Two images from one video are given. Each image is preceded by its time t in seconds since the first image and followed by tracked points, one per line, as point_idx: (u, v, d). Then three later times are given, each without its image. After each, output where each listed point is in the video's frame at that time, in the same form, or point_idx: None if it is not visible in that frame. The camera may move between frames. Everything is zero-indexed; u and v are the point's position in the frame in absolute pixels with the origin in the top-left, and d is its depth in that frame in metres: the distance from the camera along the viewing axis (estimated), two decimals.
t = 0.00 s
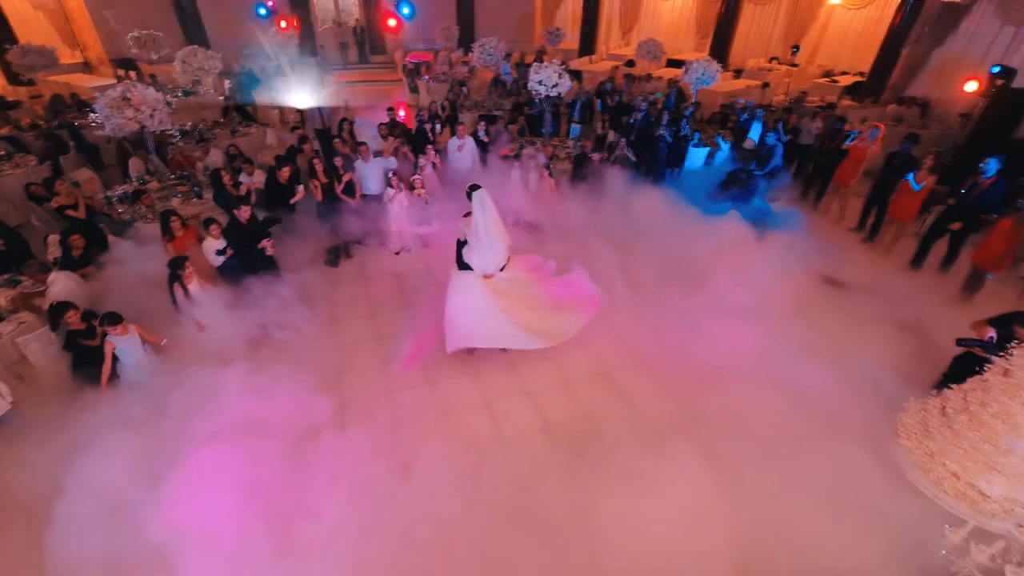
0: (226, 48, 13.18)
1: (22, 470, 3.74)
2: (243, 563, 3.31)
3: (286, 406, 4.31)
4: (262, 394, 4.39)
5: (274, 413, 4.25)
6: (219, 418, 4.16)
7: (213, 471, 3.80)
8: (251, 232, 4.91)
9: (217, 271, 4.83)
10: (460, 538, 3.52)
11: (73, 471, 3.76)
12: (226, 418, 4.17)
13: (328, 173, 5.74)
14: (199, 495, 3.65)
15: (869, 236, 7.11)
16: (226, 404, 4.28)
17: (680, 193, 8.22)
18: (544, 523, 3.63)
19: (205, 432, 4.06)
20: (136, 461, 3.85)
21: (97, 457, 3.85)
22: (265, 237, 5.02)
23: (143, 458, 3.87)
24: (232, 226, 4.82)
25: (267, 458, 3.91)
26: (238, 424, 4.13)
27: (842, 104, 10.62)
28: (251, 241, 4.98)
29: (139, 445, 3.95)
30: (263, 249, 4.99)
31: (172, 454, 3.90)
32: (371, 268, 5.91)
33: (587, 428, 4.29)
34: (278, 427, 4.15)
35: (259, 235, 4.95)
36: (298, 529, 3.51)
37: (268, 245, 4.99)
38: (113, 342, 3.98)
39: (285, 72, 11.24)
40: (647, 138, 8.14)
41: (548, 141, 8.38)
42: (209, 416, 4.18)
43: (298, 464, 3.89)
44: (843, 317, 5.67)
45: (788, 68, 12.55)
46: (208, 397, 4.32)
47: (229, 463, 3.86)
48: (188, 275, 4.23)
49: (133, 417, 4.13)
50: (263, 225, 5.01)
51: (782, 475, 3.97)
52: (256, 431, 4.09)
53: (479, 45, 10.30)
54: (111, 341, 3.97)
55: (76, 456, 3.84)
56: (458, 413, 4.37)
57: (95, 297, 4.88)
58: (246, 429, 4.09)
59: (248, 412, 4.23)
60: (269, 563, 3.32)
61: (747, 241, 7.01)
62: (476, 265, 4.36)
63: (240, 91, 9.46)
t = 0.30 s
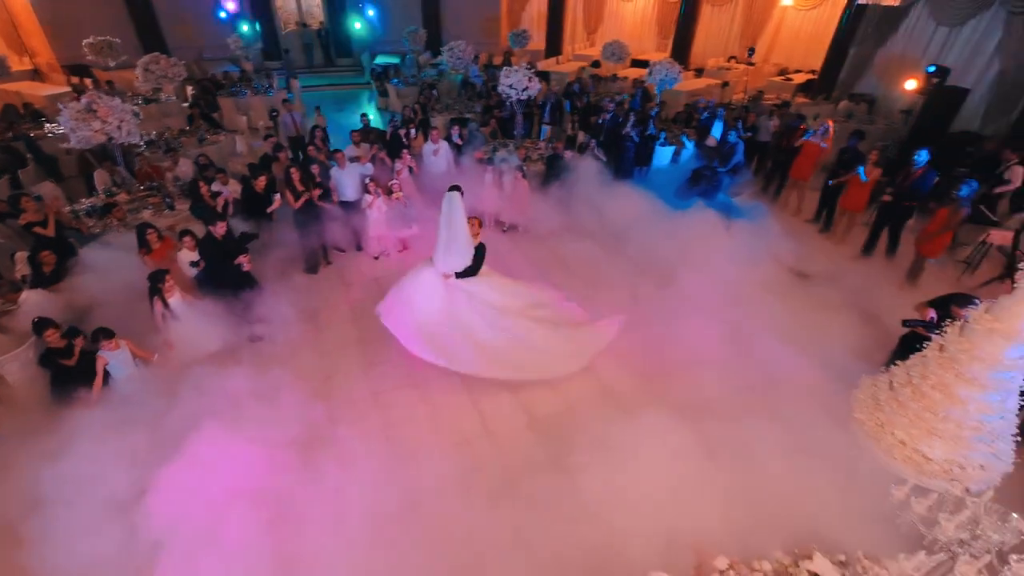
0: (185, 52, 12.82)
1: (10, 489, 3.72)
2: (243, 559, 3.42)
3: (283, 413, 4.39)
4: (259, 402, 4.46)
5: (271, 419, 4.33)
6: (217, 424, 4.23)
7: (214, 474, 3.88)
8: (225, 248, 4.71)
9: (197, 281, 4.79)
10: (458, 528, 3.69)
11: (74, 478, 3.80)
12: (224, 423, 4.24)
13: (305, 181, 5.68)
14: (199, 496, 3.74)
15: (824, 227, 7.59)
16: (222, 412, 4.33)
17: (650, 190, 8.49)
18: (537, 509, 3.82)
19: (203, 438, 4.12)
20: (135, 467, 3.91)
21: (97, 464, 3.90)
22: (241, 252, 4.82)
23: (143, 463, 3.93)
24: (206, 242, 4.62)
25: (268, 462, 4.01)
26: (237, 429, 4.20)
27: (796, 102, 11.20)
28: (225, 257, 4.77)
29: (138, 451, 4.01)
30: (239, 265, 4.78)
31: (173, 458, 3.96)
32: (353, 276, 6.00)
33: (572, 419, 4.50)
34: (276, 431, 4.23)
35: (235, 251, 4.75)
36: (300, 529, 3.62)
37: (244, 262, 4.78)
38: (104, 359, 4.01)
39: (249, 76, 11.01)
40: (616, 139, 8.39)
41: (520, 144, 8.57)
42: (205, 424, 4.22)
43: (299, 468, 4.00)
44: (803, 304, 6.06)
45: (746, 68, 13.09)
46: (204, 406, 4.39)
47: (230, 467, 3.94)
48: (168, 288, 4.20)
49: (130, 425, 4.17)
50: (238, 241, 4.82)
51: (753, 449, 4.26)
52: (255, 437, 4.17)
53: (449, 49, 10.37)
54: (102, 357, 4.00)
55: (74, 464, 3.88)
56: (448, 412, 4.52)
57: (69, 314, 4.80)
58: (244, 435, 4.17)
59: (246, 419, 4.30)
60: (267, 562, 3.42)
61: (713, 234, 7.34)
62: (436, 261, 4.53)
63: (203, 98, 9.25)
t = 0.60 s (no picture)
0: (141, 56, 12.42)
1: None
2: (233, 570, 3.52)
3: (274, 425, 4.46)
4: (251, 415, 4.51)
5: (264, 430, 4.41)
6: (208, 437, 4.26)
7: (207, 484, 3.95)
8: (200, 264, 4.66)
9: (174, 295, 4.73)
10: (449, 524, 3.85)
11: (67, 490, 3.87)
12: (216, 434, 4.28)
13: (279, 191, 5.65)
14: (193, 506, 3.82)
15: (783, 220, 8.01)
16: (212, 424, 4.36)
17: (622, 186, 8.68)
18: (525, 499, 4.01)
19: (194, 451, 4.16)
20: (128, 478, 3.97)
21: (89, 476, 3.96)
22: (215, 268, 4.78)
23: (134, 474, 3.99)
24: (179, 258, 4.55)
25: (261, 472, 4.10)
26: (229, 441, 4.26)
27: (754, 100, 11.72)
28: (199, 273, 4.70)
29: (129, 463, 4.06)
30: (213, 282, 4.73)
31: (164, 469, 4.02)
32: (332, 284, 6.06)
33: (556, 412, 4.68)
34: (267, 443, 4.31)
35: (210, 267, 4.73)
36: (290, 539, 3.72)
37: (219, 278, 4.74)
38: (99, 380, 3.86)
39: (212, 80, 10.75)
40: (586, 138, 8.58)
41: (493, 147, 8.71)
42: (195, 437, 4.25)
43: (291, 478, 4.09)
44: (768, 292, 6.40)
45: (707, 67, 13.55)
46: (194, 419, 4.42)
47: (223, 477, 4.01)
48: (146, 303, 4.12)
49: (120, 439, 4.20)
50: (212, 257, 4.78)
51: (725, 430, 4.53)
52: (248, 447, 4.25)
53: (418, 53, 10.34)
54: (98, 377, 3.85)
55: (67, 476, 3.94)
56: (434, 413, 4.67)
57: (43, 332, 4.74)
58: (236, 446, 4.24)
59: (237, 431, 4.35)
60: (260, 569, 3.54)
61: (683, 230, 7.65)
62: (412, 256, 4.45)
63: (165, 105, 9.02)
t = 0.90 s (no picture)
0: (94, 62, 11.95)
1: None
2: None
3: (263, 435, 4.49)
4: (239, 426, 4.53)
5: (253, 439, 4.44)
6: (195, 449, 4.26)
7: (195, 495, 3.95)
8: (171, 282, 4.51)
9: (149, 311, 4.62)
10: (442, 520, 3.98)
11: (59, 507, 3.87)
12: (206, 445, 4.31)
13: (253, 201, 5.59)
14: (182, 517, 3.83)
15: (747, 214, 8.37)
16: (199, 437, 4.35)
17: (596, 187, 8.81)
18: (517, 491, 4.15)
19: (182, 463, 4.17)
20: (121, 492, 3.98)
21: (76, 492, 3.95)
22: (187, 285, 4.63)
23: (126, 488, 4.00)
24: (149, 277, 4.43)
25: (251, 481, 4.13)
26: (217, 452, 4.28)
27: (716, 98, 12.16)
28: (171, 291, 4.57)
29: (116, 478, 4.06)
30: (186, 299, 4.61)
31: (151, 482, 4.02)
32: (312, 292, 6.05)
33: (539, 408, 4.84)
34: (257, 453, 4.34)
35: (181, 285, 4.57)
36: (282, 546, 3.78)
37: (192, 296, 4.63)
38: (83, 402, 3.73)
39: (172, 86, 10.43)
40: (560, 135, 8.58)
41: (466, 149, 8.79)
42: (183, 449, 4.26)
43: (284, 484, 4.15)
44: (737, 283, 6.68)
45: (670, 66, 13.95)
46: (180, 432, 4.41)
47: (211, 487, 4.02)
48: (122, 322, 4.02)
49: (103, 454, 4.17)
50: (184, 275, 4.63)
51: (702, 416, 4.76)
52: (237, 457, 4.28)
53: (386, 57, 10.27)
54: (82, 399, 3.72)
55: (58, 493, 3.93)
56: (422, 416, 4.76)
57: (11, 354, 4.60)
58: (225, 457, 4.26)
59: (225, 443, 4.37)
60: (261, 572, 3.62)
61: (654, 226, 7.89)
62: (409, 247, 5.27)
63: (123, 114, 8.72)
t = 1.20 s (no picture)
0: (41, 69, 11.39)
1: None
2: None
3: (246, 450, 4.47)
4: (219, 444, 4.50)
5: (238, 456, 4.42)
6: (177, 470, 4.21)
7: (179, 516, 3.92)
8: (141, 301, 4.38)
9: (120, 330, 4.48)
10: (436, 520, 4.07)
11: (50, 531, 3.84)
12: (196, 461, 4.32)
13: (225, 213, 5.51)
14: (166, 538, 3.80)
15: (713, 209, 8.69)
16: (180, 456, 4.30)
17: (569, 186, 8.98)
18: (508, 488, 4.28)
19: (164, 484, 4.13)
20: (111, 512, 3.96)
21: (67, 515, 3.93)
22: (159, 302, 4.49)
23: (117, 508, 3.98)
24: (116, 296, 4.30)
25: (244, 493, 4.15)
26: (200, 470, 4.25)
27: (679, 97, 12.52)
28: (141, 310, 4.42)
29: (94, 506, 3.98)
30: (156, 319, 4.46)
31: (140, 501, 4.01)
32: (290, 303, 6.00)
33: (522, 409, 4.93)
34: (241, 470, 4.31)
35: (151, 303, 4.42)
36: (268, 561, 3.77)
37: (161, 314, 4.48)
38: (57, 424, 3.82)
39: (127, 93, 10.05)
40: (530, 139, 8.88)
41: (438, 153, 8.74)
42: (164, 470, 4.21)
43: (277, 495, 4.18)
44: (706, 278, 6.94)
45: (634, 66, 14.28)
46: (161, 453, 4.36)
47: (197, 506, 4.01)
48: (95, 344, 3.91)
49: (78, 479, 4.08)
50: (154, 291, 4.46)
51: (679, 405, 4.97)
52: (222, 473, 4.26)
53: (353, 62, 10.17)
54: (57, 421, 3.80)
55: (48, 517, 3.91)
56: (409, 420, 4.82)
57: None
58: (208, 475, 4.22)
59: (208, 460, 4.33)
60: None
61: (626, 222, 8.10)
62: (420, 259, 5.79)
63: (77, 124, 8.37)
